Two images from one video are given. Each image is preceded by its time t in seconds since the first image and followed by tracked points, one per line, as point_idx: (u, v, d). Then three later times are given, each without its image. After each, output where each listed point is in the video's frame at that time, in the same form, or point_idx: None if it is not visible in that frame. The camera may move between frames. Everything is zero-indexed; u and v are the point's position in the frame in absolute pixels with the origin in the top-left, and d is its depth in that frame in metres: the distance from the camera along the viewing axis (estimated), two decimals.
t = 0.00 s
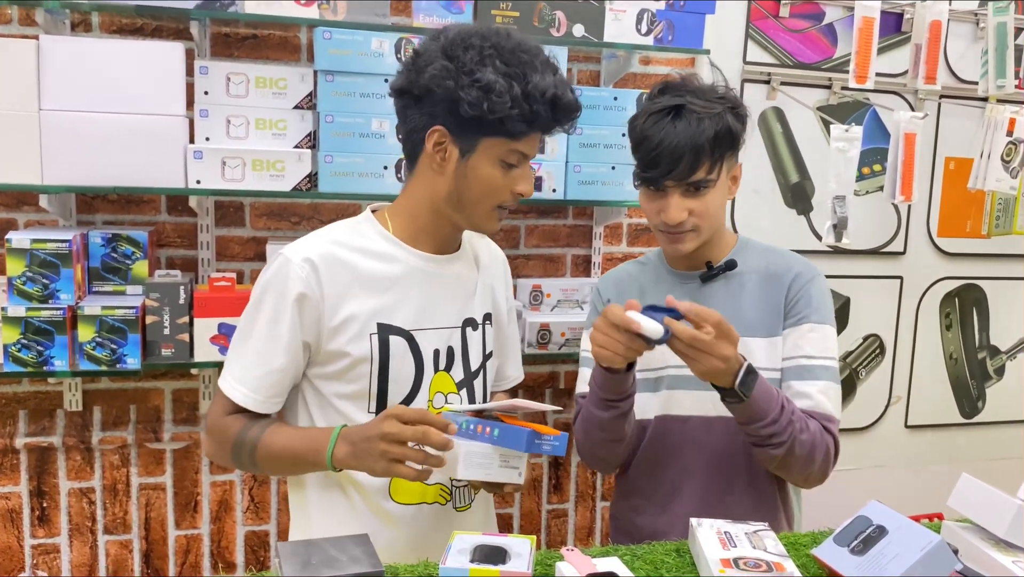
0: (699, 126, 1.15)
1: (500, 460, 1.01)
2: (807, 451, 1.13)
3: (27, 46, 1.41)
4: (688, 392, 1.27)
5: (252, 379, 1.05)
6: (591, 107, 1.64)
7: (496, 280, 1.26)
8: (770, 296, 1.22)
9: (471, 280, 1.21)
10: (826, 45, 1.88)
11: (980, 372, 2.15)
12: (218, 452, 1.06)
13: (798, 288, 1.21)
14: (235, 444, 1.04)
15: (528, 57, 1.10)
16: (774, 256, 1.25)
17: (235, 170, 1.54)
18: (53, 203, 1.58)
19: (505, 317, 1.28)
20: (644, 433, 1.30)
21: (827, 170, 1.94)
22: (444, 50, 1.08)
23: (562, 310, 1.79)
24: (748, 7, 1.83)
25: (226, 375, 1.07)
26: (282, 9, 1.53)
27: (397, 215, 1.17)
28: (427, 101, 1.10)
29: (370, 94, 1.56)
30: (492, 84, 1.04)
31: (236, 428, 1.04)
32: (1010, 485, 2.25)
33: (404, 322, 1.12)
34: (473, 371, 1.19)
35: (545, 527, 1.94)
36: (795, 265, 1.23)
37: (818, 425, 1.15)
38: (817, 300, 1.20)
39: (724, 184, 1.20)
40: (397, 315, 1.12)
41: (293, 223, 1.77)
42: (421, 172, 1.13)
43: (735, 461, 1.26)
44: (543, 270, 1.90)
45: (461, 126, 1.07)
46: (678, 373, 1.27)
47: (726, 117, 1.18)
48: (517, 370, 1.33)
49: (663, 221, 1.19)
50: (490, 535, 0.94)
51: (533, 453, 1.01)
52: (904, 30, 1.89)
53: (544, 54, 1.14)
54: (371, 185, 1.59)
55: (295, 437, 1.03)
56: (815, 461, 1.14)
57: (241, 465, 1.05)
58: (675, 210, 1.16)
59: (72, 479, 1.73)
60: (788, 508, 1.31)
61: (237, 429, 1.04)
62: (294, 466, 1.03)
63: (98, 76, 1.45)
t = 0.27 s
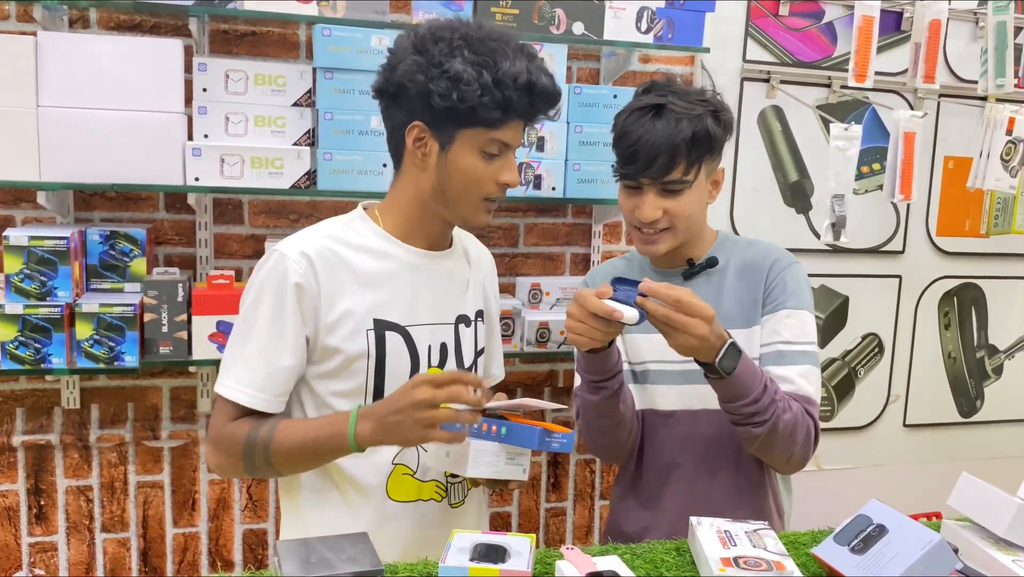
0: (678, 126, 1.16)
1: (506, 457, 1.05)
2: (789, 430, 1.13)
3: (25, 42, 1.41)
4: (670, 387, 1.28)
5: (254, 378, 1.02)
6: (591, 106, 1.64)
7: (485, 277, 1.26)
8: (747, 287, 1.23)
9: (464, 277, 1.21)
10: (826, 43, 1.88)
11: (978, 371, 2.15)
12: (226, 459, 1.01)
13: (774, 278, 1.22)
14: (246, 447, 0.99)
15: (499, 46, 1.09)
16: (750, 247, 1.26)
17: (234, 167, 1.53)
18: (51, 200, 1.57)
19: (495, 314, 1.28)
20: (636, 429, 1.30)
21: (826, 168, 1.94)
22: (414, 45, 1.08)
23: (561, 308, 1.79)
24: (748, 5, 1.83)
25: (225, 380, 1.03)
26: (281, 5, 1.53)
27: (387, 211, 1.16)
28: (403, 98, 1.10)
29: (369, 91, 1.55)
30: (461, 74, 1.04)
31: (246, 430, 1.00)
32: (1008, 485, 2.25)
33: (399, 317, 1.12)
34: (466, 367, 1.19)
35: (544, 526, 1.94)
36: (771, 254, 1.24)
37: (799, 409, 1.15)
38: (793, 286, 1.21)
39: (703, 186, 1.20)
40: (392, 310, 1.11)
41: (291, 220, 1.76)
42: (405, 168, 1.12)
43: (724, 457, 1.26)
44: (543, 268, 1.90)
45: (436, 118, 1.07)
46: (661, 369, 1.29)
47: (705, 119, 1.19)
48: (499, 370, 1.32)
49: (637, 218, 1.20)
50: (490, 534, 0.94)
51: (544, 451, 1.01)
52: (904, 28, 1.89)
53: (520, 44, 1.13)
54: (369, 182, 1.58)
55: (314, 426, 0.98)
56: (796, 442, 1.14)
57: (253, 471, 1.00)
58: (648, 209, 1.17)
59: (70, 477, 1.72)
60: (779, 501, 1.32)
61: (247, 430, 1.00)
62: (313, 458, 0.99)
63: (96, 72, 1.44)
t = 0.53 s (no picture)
0: (665, 130, 1.17)
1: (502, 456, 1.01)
2: (796, 410, 1.13)
3: (23, 42, 1.40)
4: (661, 388, 1.29)
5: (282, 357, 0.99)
6: (589, 106, 1.64)
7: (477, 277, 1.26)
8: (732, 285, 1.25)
9: (457, 275, 1.21)
10: (823, 44, 1.88)
11: (975, 372, 2.15)
12: (326, 445, 0.95)
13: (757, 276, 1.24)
14: (349, 416, 0.94)
15: (469, 38, 1.10)
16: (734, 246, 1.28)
17: (232, 167, 1.53)
18: (49, 200, 1.57)
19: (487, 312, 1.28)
20: (629, 428, 1.30)
21: (823, 168, 1.94)
22: (388, 45, 1.10)
23: (559, 308, 1.79)
24: (746, 6, 1.83)
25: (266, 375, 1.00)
26: (280, 6, 1.53)
27: (377, 209, 1.16)
28: (380, 97, 1.10)
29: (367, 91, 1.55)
30: (431, 66, 1.04)
31: (342, 401, 0.95)
32: (1005, 484, 2.26)
33: (393, 311, 1.12)
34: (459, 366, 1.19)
35: (542, 526, 1.94)
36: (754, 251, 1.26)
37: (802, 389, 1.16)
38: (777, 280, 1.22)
39: (687, 192, 1.21)
40: (386, 301, 1.11)
41: (289, 221, 1.76)
42: (390, 168, 1.12)
43: (718, 456, 1.27)
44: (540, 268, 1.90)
45: (414, 114, 1.07)
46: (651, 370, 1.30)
47: (694, 125, 1.20)
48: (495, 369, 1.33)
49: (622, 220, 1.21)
50: (488, 535, 0.94)
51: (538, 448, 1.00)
52: (901, 29, 1.90)
53: (493, 37, 1.14)
54: (368, 183, 1.58)
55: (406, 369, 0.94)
56: (802, 422, 1.14)
57: (365, 444, 0.95)
58: (633, 211, 1.19)
59: (68, 477, 1.72)
60: (774, 498, 1.32)
61: (341, 402, 0.95)
62: (419, 404, 0.94)
63: (94, 72, 1.44)
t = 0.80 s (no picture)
0: (649, 136, 1.23)
1: (500, 455, 1.01)
2: (808, 382, 1.15)
3: (20, 46, 1.41)
4: (655, 390, 1.30)
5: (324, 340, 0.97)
6: (586, 110, 1.64)
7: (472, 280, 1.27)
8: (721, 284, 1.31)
9: (455, 279, 1.22)
10: (818, 48, 1.89)
11: (970, 373, 2.16)
12: (407, 404, 0.91)
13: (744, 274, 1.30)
14: (422, 376, 0.91)
15: (459, 37, 1.11)
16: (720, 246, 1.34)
17: (230, 171, 1.53)
18: (46, 204, 1.57)
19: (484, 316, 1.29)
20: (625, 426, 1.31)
21: (818, 171, 1.95)
22: (378, 48, 1.11)
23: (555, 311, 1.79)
24: (741, 10, 1.84)
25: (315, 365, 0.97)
26: (277, 10, 1.53)
27: (376, 212, 1.15)
28: (372, 100, 1.12)
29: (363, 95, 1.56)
30: (420, 64, 1.05)
31: (415, 362, 0.92)
32: (1000, 486, 2.27)
33: (393, 311, 1.12)
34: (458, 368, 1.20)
35: (538, 528, 1.95)
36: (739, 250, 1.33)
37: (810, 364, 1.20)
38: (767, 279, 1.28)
39: (673, 197, 1.28)
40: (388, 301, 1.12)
41: (286, 224, 1.77)
42: (385, 171, 1.13)
43: (714, 458, 1.28)
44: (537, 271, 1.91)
45: (405, 112, 1.07)
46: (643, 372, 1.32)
47: (677, 130, 1.26)
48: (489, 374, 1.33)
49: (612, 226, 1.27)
50: (485, 537, 0.95)
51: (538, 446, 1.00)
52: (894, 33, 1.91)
53: (484, 37, 1.14)
54: (364, 186, 1.58)
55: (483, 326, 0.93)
56: (814, 395, 1.16)
57: (440, 407, 0.91)
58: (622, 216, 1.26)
59: (65, 480, 1.72)
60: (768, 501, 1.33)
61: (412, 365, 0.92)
62: (493, 358, 0.93)
63: (91, 76, 1.45)
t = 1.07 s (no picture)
0: (639, 142, 1.25)
1: (501, 459, 1.01)
2: (811, 372, 1.17)
3: (18, 54, 1.42)
4: (650, 395, 1.32)
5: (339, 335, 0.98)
6: (580, 116, 1.66)
7: (477, 285, 1.26)
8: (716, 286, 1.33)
9: (457, 285, 1.22)
10: (811, 54, 1.91)
11: (963, 377, 2.18)
12: (421, 391, 0.92)
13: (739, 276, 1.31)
14: (437, 362, 0.93)
15: (436, 35, 1.11)
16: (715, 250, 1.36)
17: (227, 177, 1.54)
18: (44, 210, 1.58)
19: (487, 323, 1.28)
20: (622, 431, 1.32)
21: (812, 176, 1.97)
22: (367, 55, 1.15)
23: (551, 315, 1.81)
24: (734, 16, 1.86)
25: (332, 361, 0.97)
26: (273, 18, 1.54)
27: (379, 218, 1.17)
28: (365, 106, 1.15)
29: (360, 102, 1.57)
30: (390, 68, 1.07)
31: (428, 350, 0.94)
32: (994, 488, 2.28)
33: (393, 314, 1.12)
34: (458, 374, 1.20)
35: (535, 532, 1.95)
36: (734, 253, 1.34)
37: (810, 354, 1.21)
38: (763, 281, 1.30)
39: (666, 200, 1.29)
40: (388, 304, 1.11)
41: (283, 230, 1.77)
42: (384, 178, 1.14)
43: (710, 462, 1.29)
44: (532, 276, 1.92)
45: (386, 115, 1.09)
46: (640, 377, 1.33)
47: (667, 136, 1.27)
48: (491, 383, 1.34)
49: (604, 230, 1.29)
50: (482, 540, 0.95)
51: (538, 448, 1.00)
52: (886, 40, 1.93)
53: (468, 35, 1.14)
54: (361, 192, 1.60)
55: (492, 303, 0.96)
56: (817, 384, 1.18)
57: (458, 390, 0.94)
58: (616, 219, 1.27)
59: (62, 486, 1.73)
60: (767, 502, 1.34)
61: (427, 353, 0.94)
62: (507, 336, 0.95)
63: (90, 84, 1.46)
